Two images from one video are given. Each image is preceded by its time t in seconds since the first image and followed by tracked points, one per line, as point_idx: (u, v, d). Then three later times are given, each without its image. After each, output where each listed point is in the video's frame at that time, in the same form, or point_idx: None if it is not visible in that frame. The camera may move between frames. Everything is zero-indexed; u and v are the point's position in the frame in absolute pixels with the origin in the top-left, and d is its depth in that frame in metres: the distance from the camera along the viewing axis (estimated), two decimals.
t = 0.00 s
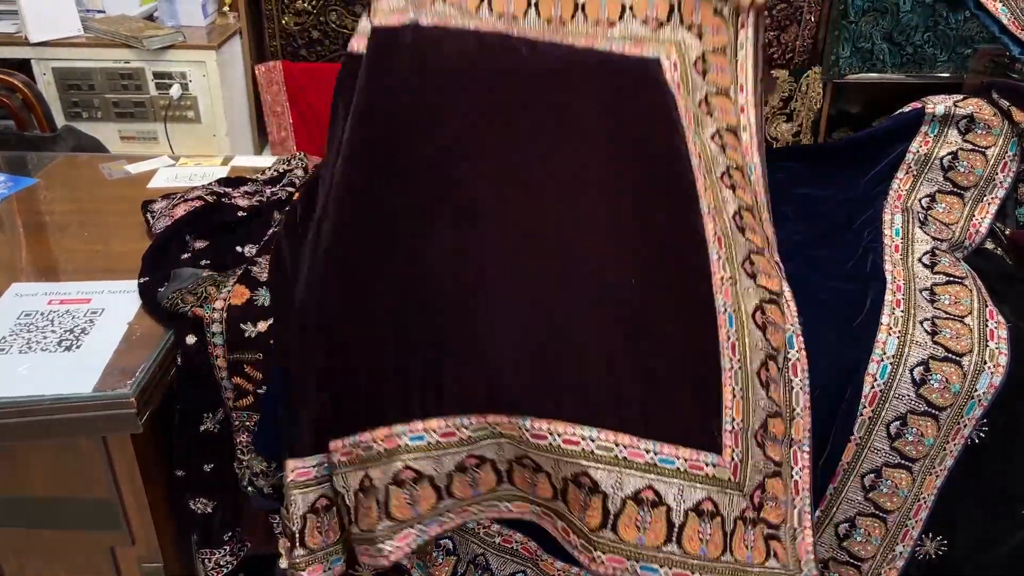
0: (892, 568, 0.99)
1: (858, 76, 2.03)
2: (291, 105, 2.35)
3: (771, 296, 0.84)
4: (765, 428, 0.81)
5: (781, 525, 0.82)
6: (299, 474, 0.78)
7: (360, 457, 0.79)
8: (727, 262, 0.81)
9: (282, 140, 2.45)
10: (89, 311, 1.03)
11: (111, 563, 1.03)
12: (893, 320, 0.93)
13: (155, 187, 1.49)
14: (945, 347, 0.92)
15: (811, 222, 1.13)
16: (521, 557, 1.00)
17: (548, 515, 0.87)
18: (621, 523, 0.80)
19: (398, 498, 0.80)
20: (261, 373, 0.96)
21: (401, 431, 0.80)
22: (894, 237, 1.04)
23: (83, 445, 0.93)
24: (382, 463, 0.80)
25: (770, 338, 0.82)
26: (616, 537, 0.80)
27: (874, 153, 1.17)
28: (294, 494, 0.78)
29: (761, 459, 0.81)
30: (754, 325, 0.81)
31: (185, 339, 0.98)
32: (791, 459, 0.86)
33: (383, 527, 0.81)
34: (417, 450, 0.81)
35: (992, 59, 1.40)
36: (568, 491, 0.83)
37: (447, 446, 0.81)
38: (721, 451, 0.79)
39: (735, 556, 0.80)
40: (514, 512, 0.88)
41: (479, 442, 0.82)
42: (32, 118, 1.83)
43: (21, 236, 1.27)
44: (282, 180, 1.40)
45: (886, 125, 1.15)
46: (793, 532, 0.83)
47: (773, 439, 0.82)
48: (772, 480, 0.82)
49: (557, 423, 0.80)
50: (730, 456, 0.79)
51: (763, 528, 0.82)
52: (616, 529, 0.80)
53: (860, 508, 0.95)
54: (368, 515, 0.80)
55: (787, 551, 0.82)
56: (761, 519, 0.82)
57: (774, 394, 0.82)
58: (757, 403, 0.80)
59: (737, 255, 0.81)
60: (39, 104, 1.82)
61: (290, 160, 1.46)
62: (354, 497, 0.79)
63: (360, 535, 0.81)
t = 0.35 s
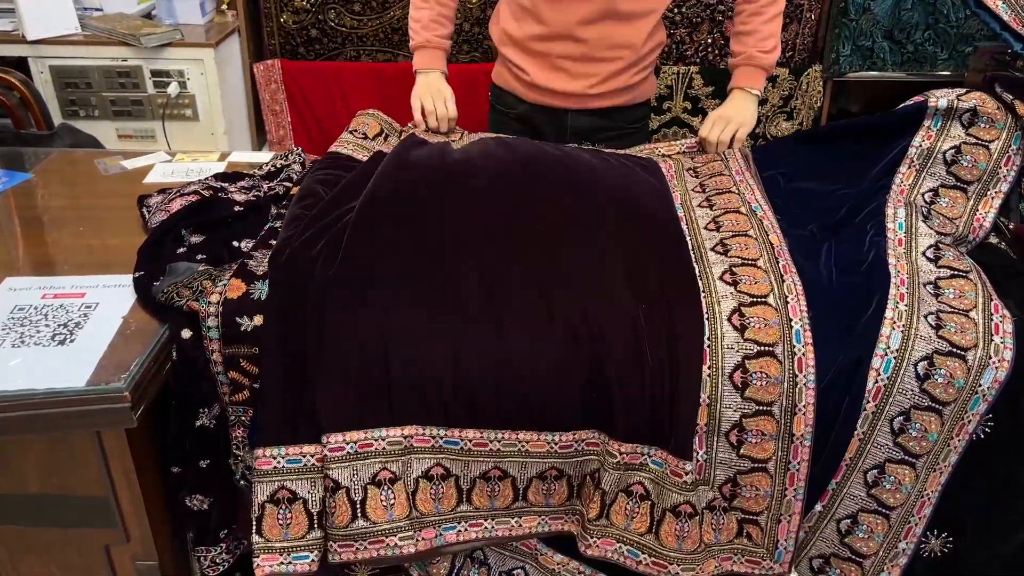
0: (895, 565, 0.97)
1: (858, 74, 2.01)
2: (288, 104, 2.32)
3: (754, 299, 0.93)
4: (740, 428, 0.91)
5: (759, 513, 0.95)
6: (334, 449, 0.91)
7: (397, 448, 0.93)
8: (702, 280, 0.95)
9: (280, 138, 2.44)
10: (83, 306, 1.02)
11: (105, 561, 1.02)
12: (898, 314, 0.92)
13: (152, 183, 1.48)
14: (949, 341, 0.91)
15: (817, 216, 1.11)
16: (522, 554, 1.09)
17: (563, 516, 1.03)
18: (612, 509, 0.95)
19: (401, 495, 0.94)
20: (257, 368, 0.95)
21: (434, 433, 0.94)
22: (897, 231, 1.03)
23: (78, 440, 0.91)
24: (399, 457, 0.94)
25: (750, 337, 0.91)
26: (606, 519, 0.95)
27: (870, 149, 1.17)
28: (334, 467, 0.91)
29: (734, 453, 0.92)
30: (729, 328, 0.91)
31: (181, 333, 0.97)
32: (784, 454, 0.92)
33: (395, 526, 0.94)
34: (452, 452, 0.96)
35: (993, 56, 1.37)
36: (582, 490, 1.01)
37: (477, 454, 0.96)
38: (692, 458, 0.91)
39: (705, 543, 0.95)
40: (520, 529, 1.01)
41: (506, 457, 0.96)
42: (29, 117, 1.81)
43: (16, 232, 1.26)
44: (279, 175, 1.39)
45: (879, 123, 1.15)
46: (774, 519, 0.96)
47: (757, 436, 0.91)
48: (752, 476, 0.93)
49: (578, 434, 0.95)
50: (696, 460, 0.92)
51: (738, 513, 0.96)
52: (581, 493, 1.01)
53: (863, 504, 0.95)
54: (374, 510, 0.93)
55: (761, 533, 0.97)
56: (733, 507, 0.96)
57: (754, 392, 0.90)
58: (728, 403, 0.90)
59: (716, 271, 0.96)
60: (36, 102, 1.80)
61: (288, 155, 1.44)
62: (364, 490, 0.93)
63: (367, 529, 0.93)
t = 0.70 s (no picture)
0: (899, 568, 0.97)
1: (859, 75, 2.00)
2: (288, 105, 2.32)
3: (758, 302, 0.93)
4: (743, 431, 0.90)
5: (761, 517, 0.94)
6: (334, 454, 0.91)
7: (398, 454, 0.93)
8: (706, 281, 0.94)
9: (280, 139, 2.44)
10: (81, 307, 1.01)
11: (103, 563, 1.02)
12: (901, 315, 0.92)
13: (151, 183, 1.47)
14: (953, 342, 0.90)
15: (820, 216, 1.10)
16: (522, 557, 1.08)
17: (563, 523, 1.02)
18: (614, 516, 0.95)
19: (401, 501, 0.94)
20: (257, 370, 0.94)
21: (436, 439, 0.94)
22: (899, 233, 1.02)
23: (76, 442, 0.91)
24: (400, 462, 0.93)
25: (752, 341, 0.90)
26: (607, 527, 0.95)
27: (871, 150, 1.16)
28: (334, 471, 0.91)
29: (736, 457, 0.91)
30: (731, 331, 0.91)
31: (180, 334, 0.96)
32: (788, 457, 0.91)
33: (393, 532, 0.94)
34: (452, 459, 0.95)
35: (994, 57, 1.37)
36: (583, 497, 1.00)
37: (477, 460, 0.96)
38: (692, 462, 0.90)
39: (708, 548, 0.94)
40: (520, 536, 1.00)
41: (506, 463, 0.96)
42: (28, 118, 1.81)
43: (15, 233, 1.26)
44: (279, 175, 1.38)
45: (880, 125, 1.13)
46: (776, 525, 0.95)
47: (760, 440, 0.90)
48: (755, 480, 0.92)
49: (580, 441, 0.95)
50: (697, 462, 0.91)
51: (740, 517, 0.95)
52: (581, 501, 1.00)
53: (867, 507, 0.94)
54: (372, 516, 0.93)
55: (763, 538, 0.96)
56: (735, 512, 0.94)
57: (756, 396, 0.89)
58: (731, 406, 0.90)
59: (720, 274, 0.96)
60: (37, 105, 1.80)
61: (288, 156, 1.44)
62: (363, 495, 0.92)
63: (364, 534, 0.93)
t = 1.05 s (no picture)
0: (902, 570, 0.97)
1: (860, 76, 1.99)
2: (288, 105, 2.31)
3: (757, 279, 0.92)
4: (747, 415, 0.90)
5: (771, 502, 0.94)
6: (338, 460, 0.91)
7: (401, 467, 0.93)
8: (706, 260, 0.92)
9: (281, 141, 2.43)
10: (82, 309, 1.01)
11: (103, 566, 1.01)
12: (904, 317, 0.91)
13: (151, 185, 1.47)
14: (957, 344, 0.90)
15: (824, 216, 1.10)
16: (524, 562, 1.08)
17: (563, 551, 1.00)
18: (628, 529, 0.95)
19: (400, 514, 0.94)
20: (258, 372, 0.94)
21: (439, 454, 0.94)
22: (902, 234, 1.02)
23: (76, 445, 0.91)
24: (402, 475, 0.94)
25: (752, 323, 0.90)
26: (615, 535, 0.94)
27: (873, 151, 1.16)
28: (336, 478, 0.92)
29: (742, 442, 0.91)
30: (731, 314, 0.90)
31: (181, 336, 0.96)
32: (794, 440, 0.91)
33: (392, 544, 0.94)
34: (453, 475, 0.95)
35: (995, 59, 1.37)
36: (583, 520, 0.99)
37: (478, 480, 0.96)
38: (691, 447, 0.91)
39: (720, 537, 0.94)
40: (519, 560, 1.00)
41: (507, 484, 0.96)
42: (28, 119, 1.81)
43: (15, 234, 1.25)
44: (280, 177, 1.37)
45: (880, 130, 1.13)
46: (786, 509, 0.94)
47: (764, 423, 0.90)
48: (762, 464, 0.92)
49: (577, 460, 0.95)
50: (700, 450, 0.91)
51: (749, 505, 0.95)
52: (582, 528, 0.99)
53: (869, 509, 0.94)
54: (372, 527, 0.93)
55: (774, 524, 0.95)
56: (744, 499, 0.94)
57: (758, 378, 0.89)
58: (733, 390, 0.90)
59: (721, 244, 0.93)
60: (37, 106, 1.79)
61: (289, 157, 1.43)
62: (364, 505, 0.93)
63: (362, 544, 0.93)
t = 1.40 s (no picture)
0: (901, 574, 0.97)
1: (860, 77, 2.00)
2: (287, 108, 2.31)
3: (757, 276, 0.95)
4: (746, 412, 0.92)
5: (770, 500, 0.95)
6: (336, 465, 0.91)
7: (399, 472, 0.93)
8: (711, 255, 0.93)
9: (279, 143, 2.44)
10: (78, 312, 1.01)
11: (100, 570, 1.01)
12: (902, 321, 0.91)
13: (148, 187, 1.47)
14: (955, 348, 0.90)
15: (820, 218, 1.10)
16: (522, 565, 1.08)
17: (563, 560, 0.99)
18: (626, 534, 0.94)
19: (397, 520, 0.94)
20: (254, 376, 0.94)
21: (436, 460, 0.94)
22: (900, 237, 1.02)
23: (72, 449, 0.90)
24: (399, 481, 0.94)
25: (750, 322, 0.93)
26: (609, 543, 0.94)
27: (863, 159, 1.16)
28: (335, 483, 0.92)
29: (742, 439, 0.92)
30: (730, 313, 0.93)
31: (177, 339, 0.96)
32: (794, 439, 0.91)
33: (388, 551, 0.94)
34: (452, 481, 0.95)
35: (994, 60, 1.36)
36: (581, 527, 0.98)
37: (476, 486, 0.95)
38: (689, 445, 0.91)
39: (720, 535, 0.94)
40: (518, 568, 1.00)
41: (506, 490, 0.96)
42: (26, 121, 1.80)
43: (11, 237, 1.25)
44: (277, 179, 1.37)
45: (877, 134, 1.12)
46: (786, 507, 0.95)
47: (765, 420, 0.91)
48: (761, 462, 0.92)
49: (575, 467, 0.94)
50: (699, 449, 0.91)
51: (748, 503, 0.96)
52: (581, 535, 0.98)
53: (867, 513, 0.94)
54: (369, 533, 0.93)
55: (773, 522, 0.96)
56: (744, 497, 0.96)
57: (757, 375, 0.91)
58: (732, 387, 0.91)
59: (725, 241, 0.94)
60: (35, 108, 1.79)
61: (286, 160, 1.43)
62: (361, 510, 0.93)
63: (358, 550, 0.93)
